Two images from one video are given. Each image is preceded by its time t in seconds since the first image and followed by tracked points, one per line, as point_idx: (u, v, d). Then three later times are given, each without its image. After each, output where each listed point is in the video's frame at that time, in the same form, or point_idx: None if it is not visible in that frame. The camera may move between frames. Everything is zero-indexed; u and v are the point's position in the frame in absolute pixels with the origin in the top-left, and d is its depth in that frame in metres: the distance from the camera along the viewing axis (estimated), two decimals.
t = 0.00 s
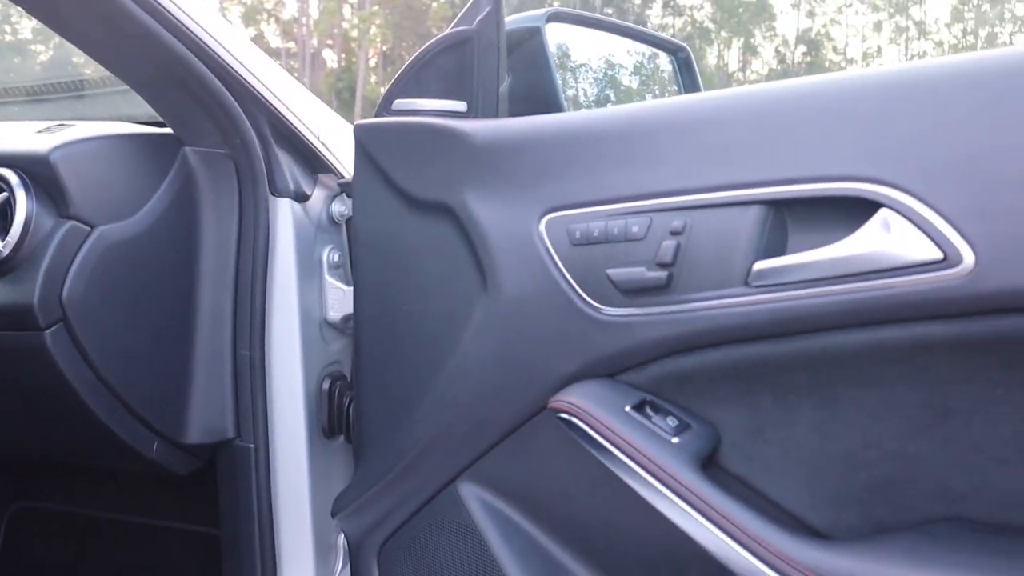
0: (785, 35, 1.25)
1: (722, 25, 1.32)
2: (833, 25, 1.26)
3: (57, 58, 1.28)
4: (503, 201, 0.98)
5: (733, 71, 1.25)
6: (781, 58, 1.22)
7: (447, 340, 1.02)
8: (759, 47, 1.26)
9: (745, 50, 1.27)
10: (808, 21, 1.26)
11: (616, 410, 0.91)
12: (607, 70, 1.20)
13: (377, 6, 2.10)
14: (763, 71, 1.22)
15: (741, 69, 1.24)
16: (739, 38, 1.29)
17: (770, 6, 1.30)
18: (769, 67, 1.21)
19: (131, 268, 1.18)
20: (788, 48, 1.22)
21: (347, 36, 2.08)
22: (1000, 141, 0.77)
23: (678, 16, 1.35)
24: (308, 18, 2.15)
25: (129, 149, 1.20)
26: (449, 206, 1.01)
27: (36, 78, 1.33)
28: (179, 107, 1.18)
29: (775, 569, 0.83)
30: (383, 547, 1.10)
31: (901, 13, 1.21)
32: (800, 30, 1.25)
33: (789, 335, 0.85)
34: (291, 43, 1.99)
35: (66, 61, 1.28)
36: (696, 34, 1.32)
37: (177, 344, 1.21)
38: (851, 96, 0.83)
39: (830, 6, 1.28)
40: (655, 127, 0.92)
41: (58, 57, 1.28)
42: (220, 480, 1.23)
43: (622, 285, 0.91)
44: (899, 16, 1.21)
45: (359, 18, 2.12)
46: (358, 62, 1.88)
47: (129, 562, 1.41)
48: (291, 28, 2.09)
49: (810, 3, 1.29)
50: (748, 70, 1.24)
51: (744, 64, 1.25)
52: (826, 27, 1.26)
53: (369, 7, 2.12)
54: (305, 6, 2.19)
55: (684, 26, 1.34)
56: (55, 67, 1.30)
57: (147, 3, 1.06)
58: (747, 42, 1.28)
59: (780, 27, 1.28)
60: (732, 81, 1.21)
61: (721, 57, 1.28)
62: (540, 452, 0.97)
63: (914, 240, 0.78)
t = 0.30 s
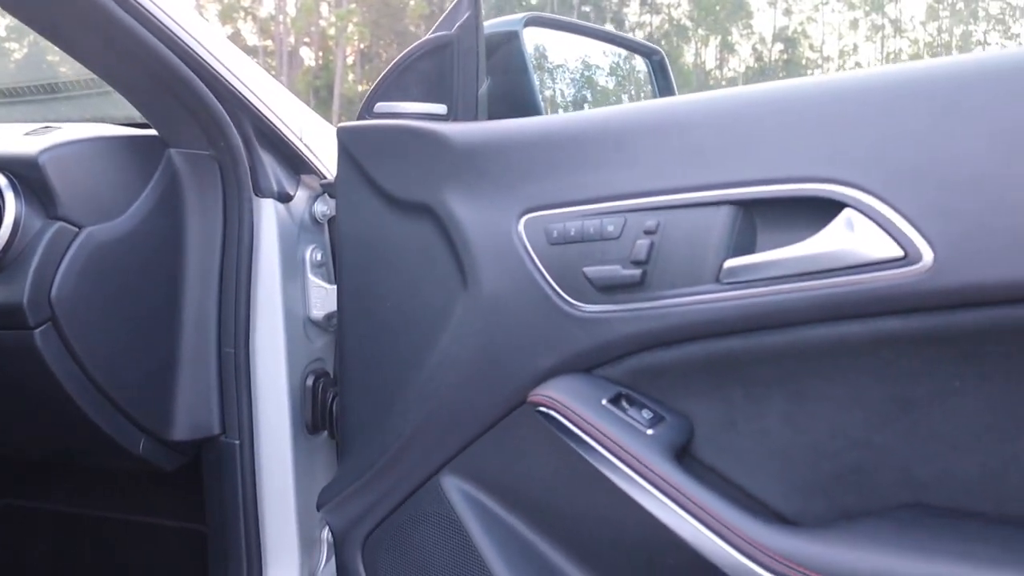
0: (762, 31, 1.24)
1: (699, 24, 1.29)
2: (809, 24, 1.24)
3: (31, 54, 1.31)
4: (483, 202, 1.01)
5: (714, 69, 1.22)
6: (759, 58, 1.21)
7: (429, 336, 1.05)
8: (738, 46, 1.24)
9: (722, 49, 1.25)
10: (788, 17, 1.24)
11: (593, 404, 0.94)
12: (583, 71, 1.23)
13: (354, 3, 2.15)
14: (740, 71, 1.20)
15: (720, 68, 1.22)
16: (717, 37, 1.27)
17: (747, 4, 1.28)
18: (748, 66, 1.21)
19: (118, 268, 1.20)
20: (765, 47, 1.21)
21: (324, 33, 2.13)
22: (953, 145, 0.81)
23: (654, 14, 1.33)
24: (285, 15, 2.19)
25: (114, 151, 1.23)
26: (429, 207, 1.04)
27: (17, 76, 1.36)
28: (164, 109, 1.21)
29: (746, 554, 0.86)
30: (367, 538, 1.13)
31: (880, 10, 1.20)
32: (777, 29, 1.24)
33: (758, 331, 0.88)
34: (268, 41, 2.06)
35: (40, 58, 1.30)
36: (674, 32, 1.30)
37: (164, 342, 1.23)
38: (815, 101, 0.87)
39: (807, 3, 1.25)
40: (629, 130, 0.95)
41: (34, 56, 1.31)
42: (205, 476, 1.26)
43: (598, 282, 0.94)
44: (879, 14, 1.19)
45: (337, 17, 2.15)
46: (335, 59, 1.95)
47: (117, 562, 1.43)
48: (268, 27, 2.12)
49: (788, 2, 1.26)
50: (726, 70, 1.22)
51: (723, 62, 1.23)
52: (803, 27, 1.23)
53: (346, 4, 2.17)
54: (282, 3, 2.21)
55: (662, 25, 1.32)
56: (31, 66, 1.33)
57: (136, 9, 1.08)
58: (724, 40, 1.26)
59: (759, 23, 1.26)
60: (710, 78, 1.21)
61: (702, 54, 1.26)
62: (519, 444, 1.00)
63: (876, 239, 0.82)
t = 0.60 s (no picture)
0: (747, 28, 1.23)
1: (685, 19, 1.26)
2: (795, 18, 1.23)
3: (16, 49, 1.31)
4: (464, 203, 1.04)
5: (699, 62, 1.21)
6: (746, 52, 1.21)
7: (412, 333, 1.08)
8: (724, 39, 1.23)
9: (709, 43, 1.22)
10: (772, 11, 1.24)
11: (571, 398, 0.97)
12: (565, 73, 1.26)
13: None
14: (727, 65, 1.19)
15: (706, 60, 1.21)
16: (704, 31, 1.24)
17: None
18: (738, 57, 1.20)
19: (109, 267, 1.23)
20: (751, 40, 1.21)
21: (310, 29, 2.14)
22: (937, 146, 0.83)
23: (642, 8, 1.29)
24: (270, 10, 2.18)
25: (103, 153, 1.26)
26: (412, 207, 1.08)
27: None
28: (153, 111, 1.24)
29: (716, 541, 0.89)
30: (353, 529, 1.17)
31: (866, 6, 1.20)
32: (762, 23, 1.23)
33: (727, 327, 0.92)
34: (254, 36, 2.03)
35: (24, 54, 1.31)
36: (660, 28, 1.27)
37: (152, 339, 1.26)
38: (799, 104, 0.90)
39: None
40: (606, 133, 0.98)
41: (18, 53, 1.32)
42: (195, 471, 1.29)
43: (574, 281, 0.98)
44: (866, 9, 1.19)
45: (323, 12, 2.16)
46: (322, 55, 2.00)
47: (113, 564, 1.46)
48: (253, 20, 2.09)
49: None
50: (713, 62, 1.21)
51: (709, 56, 1.22)
52: (789, 21, 1.23)
53: None
54: None
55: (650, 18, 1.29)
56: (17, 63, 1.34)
57: (128, 17, 1.11)
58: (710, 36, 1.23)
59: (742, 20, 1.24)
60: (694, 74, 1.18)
61: (691, 46, 1.24)
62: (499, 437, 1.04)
63: (839, 239, 0.86)
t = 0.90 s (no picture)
0: (744, 25, 1.42)
1: (683, 16, 1.46)
2: (790, 16, 1.41)
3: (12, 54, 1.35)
4: (441, 206, 1.09)
5: (698, 61, 1.39)
6: (742, 51, 1.37)
7: (392, 330, 1.13)
8: (719, 38, 1.43)
9: (705, 41, 1.42)
10: (768, 10, 1.43)
11: (540, 394, 1.02)
12: (547, 75, 1.35)
13: None
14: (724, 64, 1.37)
15: (704, 60, 1.38)
16: (699, 30, 1.44)
17: None
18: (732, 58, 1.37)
19: (102, 270, 1.27)
20: (747, 40, 1.38)
21: (306, 26, 2.21)
22: (932, 150, 0.85)
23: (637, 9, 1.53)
24: (269, 7, 2.28)
25: (98, 158, 1.31)
26: (391, 210, 1.12)
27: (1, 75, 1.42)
28: (142, 117, 1.28)
29: (678, 532, 0.93)
30: (335, 521, 1.21)
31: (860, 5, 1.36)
32: (758, 22, 1.42)
33: (689, 325, 0.96)
34: (251, 33, 2.14)
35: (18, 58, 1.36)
36: (658, 26, 1.49)
37: (143, 338, 1.30)
38: (799, 106, 0.92)
39: None
40: (577, 139, 1.03)
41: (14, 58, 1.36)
42: (184, 466, 1.34)
43: (545, 281, 1.02)
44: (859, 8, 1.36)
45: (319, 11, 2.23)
46: (319, 53, 2.08)
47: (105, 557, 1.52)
48: (250, 19, 2.21)
49: None
50: (709, 61, 1.39)
51: (707, 55, 1.41)
52: (784, 19, 1.41)
53: None
54: None
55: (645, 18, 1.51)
56: (16, 66, 1.38)
57: (117, 27, 1.16)
58: (706, 32, 1.44)
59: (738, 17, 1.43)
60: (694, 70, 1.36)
61: (688, 46, 1.43)
62: (473, 430, 1.08)
63: (791, 240, 0.90)
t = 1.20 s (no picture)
0: (738, 24, 1.21)
1: (675, 16, 1.23)
2: (785, 16, 1.19)
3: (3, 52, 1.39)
4: (416, 207, 1.14)
5: (691, 61, 1.21)
6: (736, 49, 1.20)
7: (370, 326, 1.18)
8: (714, 37, 1.22)
9: (700, 40, 1.22)
10: (763, 8, 1.21)
11: (508, 385, 1.06)
12: (529, 78, 1.31)
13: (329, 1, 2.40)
14: (718, 63, 1.20)
15: (697, 59, 1.21)
16: (693, 29, 1.23)
17: None
18: (725, 58, 1.20)
19: (92, 269, 1.32)
20: (741, 39, 1.19)
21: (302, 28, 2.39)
22: (927, 148, 0.88)
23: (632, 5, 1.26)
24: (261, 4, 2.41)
25: (89, 159, 1.36)
26: (368, 211, 1.17)
27: None
28: (131, 119, 1.33)
29: (638, 518, 0.97)
30: (316, 510, 1.27)
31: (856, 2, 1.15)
32: (752, 21, 1.21)
33: (648, 321, 1.01)
34: (245, 32, 2.29)
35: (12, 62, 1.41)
36: (651, 25, 1.25)
37: (132, 334, 1.35)
38: (797, 108, 0.95)
39: None
40: (547, 142, 1.07)
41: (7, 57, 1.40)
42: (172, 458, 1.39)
43: (512, 279, 1.07)
44: (856, 6, 1.15)
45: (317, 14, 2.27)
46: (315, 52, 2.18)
47: (102, 549, 1.57)
48: (244, 18, 2.37)
49: None
50: (703, 61, 1.21)
51: (700, 54, 1.21)
52: (779, 19, 1.19)
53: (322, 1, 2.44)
54: None
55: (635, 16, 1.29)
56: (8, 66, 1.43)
57: (107, 34, 1.21)
58: (700, 33, 1.23)
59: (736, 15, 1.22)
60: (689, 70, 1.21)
61: (679, 46, 1.23)
62: (450, 423, 1.14)
63: (742, 239, 0.95)
